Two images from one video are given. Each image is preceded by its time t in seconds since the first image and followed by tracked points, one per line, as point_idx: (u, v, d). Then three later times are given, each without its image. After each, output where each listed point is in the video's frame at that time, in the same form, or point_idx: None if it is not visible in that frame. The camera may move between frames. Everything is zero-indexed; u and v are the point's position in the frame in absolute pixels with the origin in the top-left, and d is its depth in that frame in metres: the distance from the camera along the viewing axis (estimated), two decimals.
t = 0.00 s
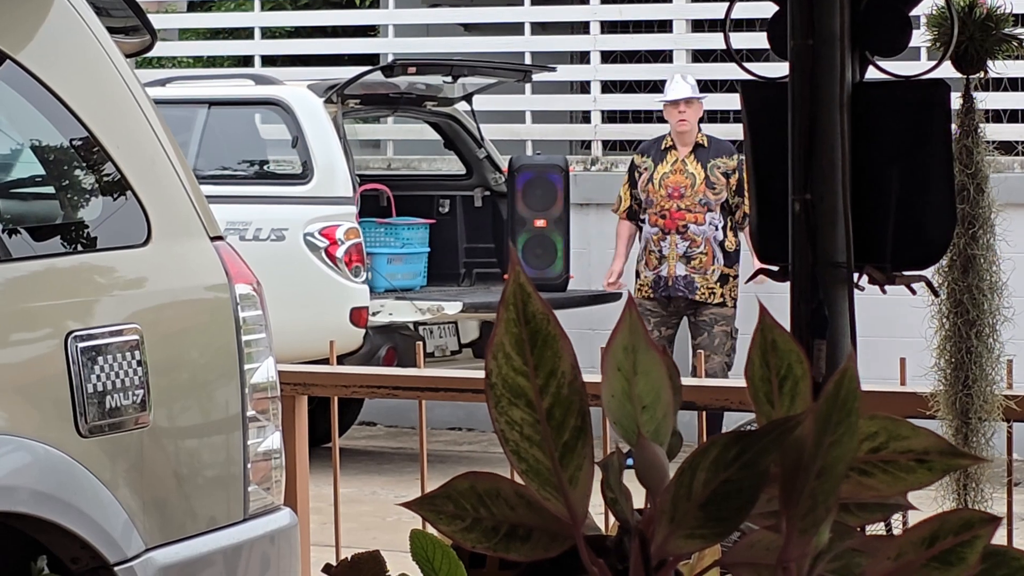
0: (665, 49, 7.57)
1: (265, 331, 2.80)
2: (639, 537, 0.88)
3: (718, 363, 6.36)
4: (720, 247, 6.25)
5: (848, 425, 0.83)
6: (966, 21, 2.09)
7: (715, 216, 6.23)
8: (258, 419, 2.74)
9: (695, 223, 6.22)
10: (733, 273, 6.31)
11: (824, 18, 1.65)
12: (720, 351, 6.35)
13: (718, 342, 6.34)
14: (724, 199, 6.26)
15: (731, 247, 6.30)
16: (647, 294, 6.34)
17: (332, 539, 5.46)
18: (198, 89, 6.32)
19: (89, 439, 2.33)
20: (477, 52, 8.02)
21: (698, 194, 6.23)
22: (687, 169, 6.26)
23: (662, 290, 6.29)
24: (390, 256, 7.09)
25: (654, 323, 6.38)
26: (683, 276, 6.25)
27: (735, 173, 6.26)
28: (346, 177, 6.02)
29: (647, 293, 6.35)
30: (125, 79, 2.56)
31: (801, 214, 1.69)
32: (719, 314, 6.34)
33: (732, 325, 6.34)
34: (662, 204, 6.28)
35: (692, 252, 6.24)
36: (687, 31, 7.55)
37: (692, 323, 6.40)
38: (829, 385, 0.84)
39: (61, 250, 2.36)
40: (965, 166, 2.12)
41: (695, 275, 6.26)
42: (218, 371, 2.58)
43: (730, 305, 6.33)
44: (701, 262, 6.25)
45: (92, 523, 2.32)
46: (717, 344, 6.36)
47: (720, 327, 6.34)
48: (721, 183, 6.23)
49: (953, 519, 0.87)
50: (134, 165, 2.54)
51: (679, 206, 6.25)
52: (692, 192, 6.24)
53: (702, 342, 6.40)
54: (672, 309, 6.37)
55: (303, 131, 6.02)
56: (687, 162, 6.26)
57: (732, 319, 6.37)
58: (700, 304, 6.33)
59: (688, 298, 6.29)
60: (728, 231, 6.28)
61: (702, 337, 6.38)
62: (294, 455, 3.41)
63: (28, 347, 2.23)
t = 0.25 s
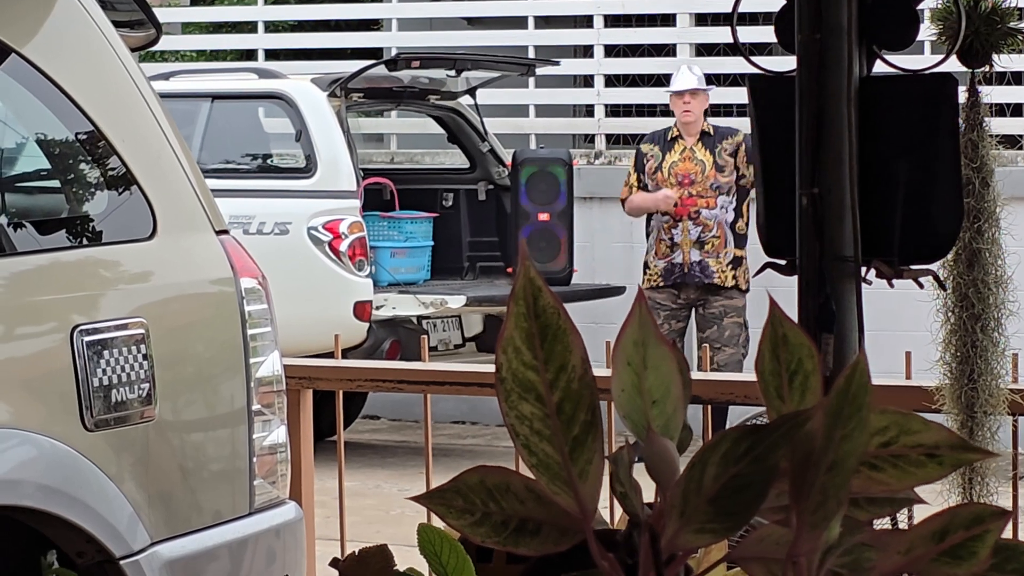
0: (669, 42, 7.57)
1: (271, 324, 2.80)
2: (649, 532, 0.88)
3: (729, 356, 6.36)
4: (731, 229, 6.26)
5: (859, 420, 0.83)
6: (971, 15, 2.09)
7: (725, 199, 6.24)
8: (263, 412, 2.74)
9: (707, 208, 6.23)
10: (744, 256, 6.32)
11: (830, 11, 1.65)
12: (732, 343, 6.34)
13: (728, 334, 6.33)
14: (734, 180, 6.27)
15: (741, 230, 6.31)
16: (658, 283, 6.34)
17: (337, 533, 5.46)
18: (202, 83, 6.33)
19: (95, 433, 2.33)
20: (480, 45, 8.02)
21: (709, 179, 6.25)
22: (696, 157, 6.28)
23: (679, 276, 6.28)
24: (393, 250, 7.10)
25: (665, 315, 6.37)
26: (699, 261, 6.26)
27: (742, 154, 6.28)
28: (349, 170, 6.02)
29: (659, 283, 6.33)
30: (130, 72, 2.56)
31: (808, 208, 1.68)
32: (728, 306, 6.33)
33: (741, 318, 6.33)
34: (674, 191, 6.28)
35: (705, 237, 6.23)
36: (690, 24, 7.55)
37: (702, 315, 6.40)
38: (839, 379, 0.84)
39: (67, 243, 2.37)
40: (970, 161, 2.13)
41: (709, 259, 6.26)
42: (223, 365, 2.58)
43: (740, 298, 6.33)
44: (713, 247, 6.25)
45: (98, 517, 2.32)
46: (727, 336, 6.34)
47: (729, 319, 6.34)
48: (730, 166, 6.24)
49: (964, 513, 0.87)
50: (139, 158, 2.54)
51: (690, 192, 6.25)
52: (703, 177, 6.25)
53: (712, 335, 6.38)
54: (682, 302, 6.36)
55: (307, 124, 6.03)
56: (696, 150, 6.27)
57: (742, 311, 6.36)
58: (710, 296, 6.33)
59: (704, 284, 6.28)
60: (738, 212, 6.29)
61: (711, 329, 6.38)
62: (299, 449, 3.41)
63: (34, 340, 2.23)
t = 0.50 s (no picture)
0: (663, 35, 7.56)
1: (266, 316, 2.80)
2: (646, 521, 0.87)
3: (723, 348, 6.46)
4: (724, 199, 6.25)
5: (857, 407, 0.83)
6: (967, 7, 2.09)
7: (717, 176, 6.22)
8: (258, 404, 2.74)
9: (701, 191, 6.23)
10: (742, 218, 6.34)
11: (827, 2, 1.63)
12: (726, 335, 6.43)
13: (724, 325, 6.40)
14: (725, 153, 6.22)
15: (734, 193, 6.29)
16: (657, 269, 6.38)
17: (332, 525, 5.46)
18: (197, 75, 6.31)
19: (90, 424, 2.33)
20: (475, 38, 8.01)
21: (702, 162, 6.22)
22: (688, 143, 6.24)
23: (681, 262, 6.32)
24: (388, 243, 7.10)
25: (661, 307, 6.41)
26: (698, 243, 6.28)
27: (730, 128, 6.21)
28: (344, 163, 6.00)
29: (659, 269, 6.38)
30: (125, 63, 2.55)
31: (805, 199, 1.68)
32: (723, 298, 6.36)
33: (735, 310, 6.37)
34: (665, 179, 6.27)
35: (700, 217, 6.25)
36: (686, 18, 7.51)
37: (697, 308, 6.43)
38: (836, 367, 0.84)
39: (62, 235, 2.36)
40: (966, 152, 2.13)
41: (708, 238, 6.29)
42: (218, 356, 2.58)
43: (734, 288, 6.35)
44: (710, 224, 6.27)
45: (92, 508, 2.32)
46: (722, 328, 6.42)
47: (725, 311, 6.38)
48: (720, 145, 6.19)
49: (961, 502, 0.86)
50: (134, 150, 2.53)
51: (684, 179, 6.23)
52: (695, 162, 6.22)
53: (708, 326, 6.45)
54: (676, 292, 6.41)
55: (302, 117, 6.01)
56: (687, 136, 6.25)
57: (736, 302, 6.39)
58: (705, 288, 6.35)
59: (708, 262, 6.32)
60: (730, 179, 6.26)
61: (706, 322, 6.43)
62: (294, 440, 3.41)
63: (30, 332, 2.22)
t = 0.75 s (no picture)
0: (658, 33, 7.57)
1: (260, 315, 2.80)
2: (641, 520, 0.87)
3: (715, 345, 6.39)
4: (716, 212, 6.28)
5: (851, 407, 0.83)
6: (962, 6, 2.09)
7: (707, 186, 6.25)
8: (254, 403, 2.74)
9: (690, 199, 6.23)
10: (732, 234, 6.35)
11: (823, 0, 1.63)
12: (717, 333, 6.41)
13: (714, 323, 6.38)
14: (714, 164, 6.26)
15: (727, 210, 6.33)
16: (644, 274, 6.34)
17: (327, 524, 5.46)
18: (192, 74, 6.32)
19: (85, 424, 2.33)
20: (470, 37, 8.01)
21: (690, 169, 6.24)
22: (675, 148, 6.25)
23: (667, 271, 6.31)
24: (383, 242, 7.09)
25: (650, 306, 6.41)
26: (687, 253, 6.28)
27: (718, 136, 6.26)
28: (339, 162, 6.00)
29: (645, 274, 6.33)
30: (120, 62, 2.55)
31: (799, 198, 1.68)
32: (713, 297, 6.37)
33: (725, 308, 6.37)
34: (653, 185, 6.26)
35: (690, 228, 6.25)
36: (681, 16, 7.54)
37: (686, 307, 6.44)
38: (831, 366, 0.84)
39: (57, 234, 2.36)
40: (960, 151, 2.13)
41: (696, 249, 6.29)
42: (213, 355, 2.58)
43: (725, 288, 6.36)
44: (699, 235, 6.28)
45: (88, 508, 2.32)
46: (712, 325, 6.41)
47: (714, 309, 6.37)
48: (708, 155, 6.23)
49: (956, 501, 0.87)
50: (129, 149, 2.53)
51: (672, 184, 6.24)
52: (683, 168, 6.24)
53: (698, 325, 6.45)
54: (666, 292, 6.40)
55: (297, 116, 6.02)
56: (674, 140, 6.25)
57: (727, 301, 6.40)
58: (694, 287, 6.36)
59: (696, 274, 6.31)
60: (723, 195, 6.30)
61: (697, 319, 6.42)
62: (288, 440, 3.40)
63: (25, 331, 2.22)
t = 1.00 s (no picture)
0: (657, 35, 7.58)
1: (260, 317, 2.80)
2: (641, 524, 0.88)
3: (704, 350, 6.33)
4: (696, 226, 6.27)
5: (852, 410, 0.83)
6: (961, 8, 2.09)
7: (689, 197, 6.24)
8: (253, 405, 2.74)
9: (669, 206, 6.24)
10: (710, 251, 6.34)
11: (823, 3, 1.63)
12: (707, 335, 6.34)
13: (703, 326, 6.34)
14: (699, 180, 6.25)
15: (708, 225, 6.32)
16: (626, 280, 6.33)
17: (326, 526, 5.46)
18: (190, 75, 6.31)
19: (85, 426, 2.33)
20: (468, 38, 8.01)
21: (672, 176, 6.24)
22: (661, 154, 6.26)
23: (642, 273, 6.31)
24: (383, 243, 7.09)
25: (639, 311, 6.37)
26: (660, 261, 6.27)
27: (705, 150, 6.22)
28: (337, 163, 6.02)
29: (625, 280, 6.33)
30: (119, 63, 2.55)
31: (798, 200, 1.68)
32: (702, 299, 6.33)
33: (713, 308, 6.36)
34: (635, 191, 6.28)
35: (668, 235, 6.27)
36: (679, 17, 7.55)
37: (676, 310, 6.38)
38: (831, 370, 0.84)
39: (56, 236, 2.35)
40: (960, 153, 2.13)
41: (671, 257, 6.28)
42: (212, 357, 2.58)
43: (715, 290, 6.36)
44: (676, 244, 6.28)
45: (87, 510, 2.32)
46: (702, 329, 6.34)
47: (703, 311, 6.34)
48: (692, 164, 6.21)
49: (956, 506, 0.87)
50: (129, 151, 2.53)
51: (653, 189, 6.25)
52: (665, 175, 6.24)
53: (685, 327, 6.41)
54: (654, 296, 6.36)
55: (295, 117, 6.01)
56: (660, 148, 6.25)
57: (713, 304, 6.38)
58: (681, 292, 6.34)
59: (664, 284, 6.31)
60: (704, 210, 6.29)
61: (686, 322, 6.37)
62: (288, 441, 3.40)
63: (25, 333, 2.22)
